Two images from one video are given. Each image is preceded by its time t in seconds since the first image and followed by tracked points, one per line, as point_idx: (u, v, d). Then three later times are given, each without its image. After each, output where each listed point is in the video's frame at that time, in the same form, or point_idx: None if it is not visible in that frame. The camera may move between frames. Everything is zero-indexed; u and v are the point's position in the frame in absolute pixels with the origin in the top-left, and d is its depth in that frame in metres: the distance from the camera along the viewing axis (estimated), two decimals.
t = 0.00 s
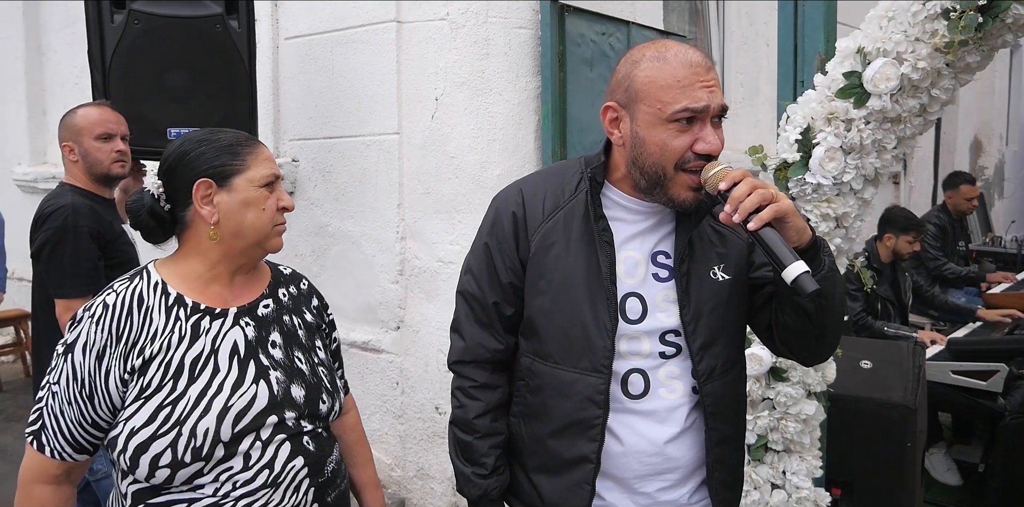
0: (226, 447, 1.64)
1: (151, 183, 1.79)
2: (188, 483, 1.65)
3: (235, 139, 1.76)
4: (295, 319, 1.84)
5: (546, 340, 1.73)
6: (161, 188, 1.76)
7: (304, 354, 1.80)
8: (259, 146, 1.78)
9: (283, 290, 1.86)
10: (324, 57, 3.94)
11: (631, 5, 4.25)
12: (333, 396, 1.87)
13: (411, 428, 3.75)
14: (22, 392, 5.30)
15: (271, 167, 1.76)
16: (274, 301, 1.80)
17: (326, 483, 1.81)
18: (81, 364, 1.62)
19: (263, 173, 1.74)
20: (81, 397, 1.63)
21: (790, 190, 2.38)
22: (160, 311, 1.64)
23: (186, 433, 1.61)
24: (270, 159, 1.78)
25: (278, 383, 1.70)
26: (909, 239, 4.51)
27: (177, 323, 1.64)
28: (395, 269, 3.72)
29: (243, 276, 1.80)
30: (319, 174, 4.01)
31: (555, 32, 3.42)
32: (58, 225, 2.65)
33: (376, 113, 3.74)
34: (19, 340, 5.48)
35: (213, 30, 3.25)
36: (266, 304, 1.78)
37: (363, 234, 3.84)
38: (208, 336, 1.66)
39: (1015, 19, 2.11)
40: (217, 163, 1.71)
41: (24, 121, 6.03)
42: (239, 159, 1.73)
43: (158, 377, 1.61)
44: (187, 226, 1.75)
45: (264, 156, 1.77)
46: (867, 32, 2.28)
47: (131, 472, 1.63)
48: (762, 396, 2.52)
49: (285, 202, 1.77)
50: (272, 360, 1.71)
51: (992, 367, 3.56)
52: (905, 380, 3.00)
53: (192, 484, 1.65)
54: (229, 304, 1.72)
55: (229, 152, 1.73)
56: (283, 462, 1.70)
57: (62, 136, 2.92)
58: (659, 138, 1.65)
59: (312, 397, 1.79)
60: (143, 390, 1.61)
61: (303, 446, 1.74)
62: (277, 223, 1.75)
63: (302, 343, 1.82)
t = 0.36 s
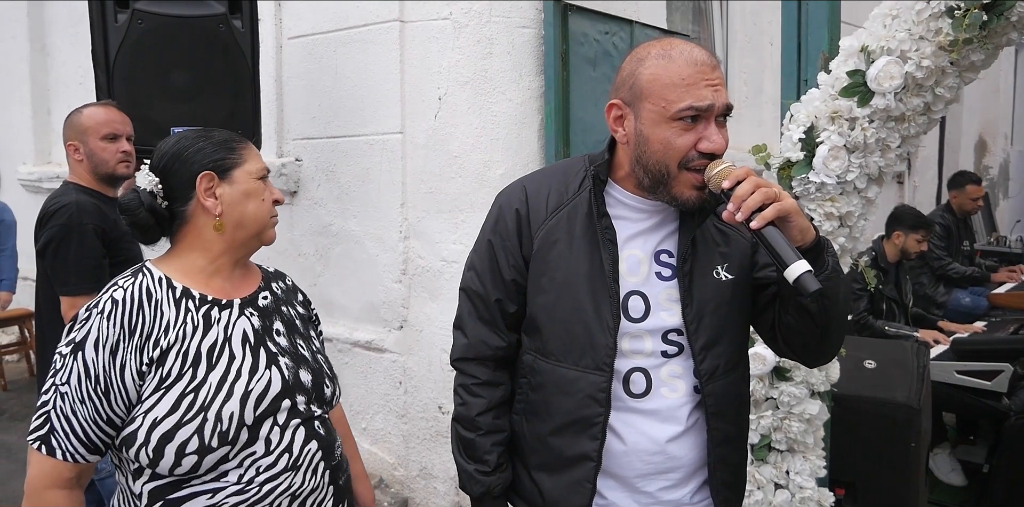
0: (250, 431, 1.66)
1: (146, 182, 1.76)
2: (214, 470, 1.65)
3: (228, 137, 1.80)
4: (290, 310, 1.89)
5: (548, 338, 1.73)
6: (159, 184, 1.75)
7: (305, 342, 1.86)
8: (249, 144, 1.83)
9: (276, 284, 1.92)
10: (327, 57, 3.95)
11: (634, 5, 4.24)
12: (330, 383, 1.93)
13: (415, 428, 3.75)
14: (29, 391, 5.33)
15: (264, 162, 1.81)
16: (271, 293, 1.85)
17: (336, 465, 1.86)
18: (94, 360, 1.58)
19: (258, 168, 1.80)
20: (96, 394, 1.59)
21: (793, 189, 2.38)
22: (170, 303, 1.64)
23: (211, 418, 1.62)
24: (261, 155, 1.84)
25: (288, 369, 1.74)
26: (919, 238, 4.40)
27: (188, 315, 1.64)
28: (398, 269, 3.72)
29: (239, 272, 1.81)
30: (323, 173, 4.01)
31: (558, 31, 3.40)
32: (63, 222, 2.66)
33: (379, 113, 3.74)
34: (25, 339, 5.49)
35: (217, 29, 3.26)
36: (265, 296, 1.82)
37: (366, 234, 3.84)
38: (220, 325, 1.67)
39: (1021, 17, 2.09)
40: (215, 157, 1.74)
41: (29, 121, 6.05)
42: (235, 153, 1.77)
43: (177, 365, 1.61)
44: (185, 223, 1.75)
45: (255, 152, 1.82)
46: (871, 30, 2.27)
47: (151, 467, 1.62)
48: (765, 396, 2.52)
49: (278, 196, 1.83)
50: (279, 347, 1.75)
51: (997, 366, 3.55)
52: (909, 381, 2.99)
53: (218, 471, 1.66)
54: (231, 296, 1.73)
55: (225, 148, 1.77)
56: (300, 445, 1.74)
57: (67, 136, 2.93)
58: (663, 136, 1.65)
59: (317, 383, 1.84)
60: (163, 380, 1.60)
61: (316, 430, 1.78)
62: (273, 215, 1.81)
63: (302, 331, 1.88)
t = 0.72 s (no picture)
0: (256, 425, 1.67)
1: (132, 187, 1.75)
2: (220, 466, 1.65)
3: (212, 138, 1.81)
4: (285, 308, 1.91)
5: (549, 339, 1.72)
6: (145, 188, 1.75)
7: (301, 339, 1.88)
8: (233, 143, 1.84)
9: (269, 283, 1.93)
10: (330, 57, 3.95)
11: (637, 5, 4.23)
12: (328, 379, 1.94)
13: (417, 428, 3.75)
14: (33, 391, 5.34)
15: (249, 160, 1.82)
16: (266, 292, 1.87)
17: (337, 460, 1.87)
18: (96, 363, 1.57)
19: (243, 166, 1.80)
20: (100, 396, 1.58)
21: (796, 190, 2.37)
22: (169, 303, 1.64)
23: (217, 413, 1.62)
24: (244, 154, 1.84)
25: (287, 364, 1.75)
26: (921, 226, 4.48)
27: (187, 314, 1.64)
28: (401, 269, 3.72)
29: (234, 272, 1.82)
30: (326, 174, 4.01)
31: (561, 32, 3.40)
32: (63, 229, 2.65)
33: (382, 113, 3.74)
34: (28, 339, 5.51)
35: (218, 29, 3.26)
36: (260, 294, 1.83)
37: (368, 234, 3.84)
38: (220, 322, 1.67)
39: None
40: (201, 158, 1.74)
41: (33, 121, 6.06)
42: (220, 153, 1.78)
43: (179, 364, 1.61)
44: (177, 225, 1.75)
45: (239, 152, 1.82)
46: (874, 31, 2.27)
47: (158, 466, 1.62)
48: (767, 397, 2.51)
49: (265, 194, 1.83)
50: (277, 343, 1.76)
51: (1001, 368, 3.53)
52: (913, 382, 2.98)
53: (224, 466, 1.66)
54: (228, 295, 1.74)
55: (210, 149, 1.77)
56: (302, 438, 1.74)
57: (104, 139, 2.82)
58: (665, 137, 1.64)
59: (315, 379, 1.85)
60: (167, 378, 1.60)
61: (316, 424, 1.79)
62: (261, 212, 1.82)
63: (296, 328, 1.90)
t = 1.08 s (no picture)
0: (241, 438, 1.65)
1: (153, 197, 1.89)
2: (204, 475, 1.65)
3: (206, 139, 1.76)
4: (299, 314, 1.86)
5: (549, 340, 1.72)
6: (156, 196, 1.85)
7: (311, 346, 1.83)
8: (233, 142, 1.78)
9: (286, 286, 1.88)
10: (331, 57, 3.94)
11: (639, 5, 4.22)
12: (339, 388, 1.89)
13: (419, 428, 3.75)
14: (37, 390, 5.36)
15: (241, 161, 1.74)
16: (278, 297, 1.82)
17: (336, 473, 1.83)
18: (93, 363, 1.63)
19: (229, 168, 1.72)
20: (94, 395, 1.63)
21: (798, 190, 2.37)
22: (169, 308, 1.65)
23: (201, 425, 1.62)
24: (243, 153, 1.76)
25: (287, 375, 1.71)
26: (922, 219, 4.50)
27: (186, 320, 1.65)
28: (403, 269, 3.72)
29: (245, 273, 1.79)
30: (328, 173, 4.01)
31: (563, 31, 3.40)
32: (70, 234, 2.61)
33: (384, 113, 3.73)
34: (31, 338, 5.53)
35: (220, 29, 3.26)
36: (271, 299, 1.79)
37: (370, 234, 3.84)
38: (218, 330, 1.66)
39: None
40: (188, 163, 1.73)
41: (36, 121, 6.08)
42: (208, 156, 1.73)
43: (171, 371, 1.62)
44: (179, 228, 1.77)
45: (233, 152, 1.75)
46: (877, 30, 2.26)
47: (147, 468, 1.64)
48: (770, 398, 2.50)
49: (260, 195, 1.73)
50: (280, 352, 1.72)
51: (1005, 368, 3.51)
52: (915, 383, 2.96)
53: (208, 476, 1.65)
54: (232, 301, 1.72)
55: (200, 152, 1.74)
56: (295, 451, 1.70)
57: (117, 142, 2.81)
58: (662, 135, 1.64)
59: (320, 387, 1.81)
60: (156, 385, 1.62)
61: (313, 436, 1.75)
62: (251, 216, 1.71)
63: (308, 335, 1.84)
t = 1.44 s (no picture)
0: (247, 441, 1.64)
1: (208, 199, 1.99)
2: (210, 471, 1.66)
3: (242, 141, 1.77)
4: (341, 321, 1.78)
5: (551, 339, 1.71)
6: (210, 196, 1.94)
7: (344, 356, 1.76)
8: (261, 142, 1.75)
9: (332, 291, 1.81)
10: (333, 55, 3.93)
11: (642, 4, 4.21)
12: (370, 402, 1.81)
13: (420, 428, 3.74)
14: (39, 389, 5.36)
15: (259, 163, 1.71)
16: (320, 301, 1.77)
17: (349, 488, 1.77)
18: (129, 345, 1.70)
19: (249, 172, 1.71)
20: (129, 376, 1.70)
21: (802, 190, 2.37)
22: (203, 301, 1.68)
23: (209, 423, 1.63)
24: (264, 155, 1.73)
25: (309, 383, 1.69)
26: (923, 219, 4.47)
27: (216, 315, 1.67)
28: (404, 269, 3.71)
29: (288, 273, 1.78)
30: (329, 173, 4.00)
31: (565, 30, 3.43)
32: (69, 230, 2.59)
33: (386, 112, 3.72)
34: (33, 338, 5.53)
35: (222, 28, 3.24)
36: (309, 305, 1.75)
37: (372, 233, 3.82)
38: (244, 330, 1.67)
39: None
40: (224, 166, 1.77)
41: (38, 121, 6.07)
42: (236, 159, 1.74)
43: (191, 365, 1.64)
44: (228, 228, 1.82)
45: (256, 154, 1.73)
46: (881, 29, 2.25)
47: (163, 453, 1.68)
48: (773, 398, 2.50)
49: (276, 199, 1.69)
50: (306, 360, 1.70)
51: (1009, 369, 3.49)
52: (920, 383, 2.93)
53: (214, 473, 1.66)
54: (268, 302, 1.72)
55: (231, 155, 1.76)
56: (302, 462, 1.67)
57: (100, 136, 2.82)
58: (622, 118, 1.66)
59: (345, 401, 1.74)
60: (178, 376, 1.65)
61: (327, 449, 1.70)
62: (267, 220, 1.69)
63: (344, 345, 1.77)
